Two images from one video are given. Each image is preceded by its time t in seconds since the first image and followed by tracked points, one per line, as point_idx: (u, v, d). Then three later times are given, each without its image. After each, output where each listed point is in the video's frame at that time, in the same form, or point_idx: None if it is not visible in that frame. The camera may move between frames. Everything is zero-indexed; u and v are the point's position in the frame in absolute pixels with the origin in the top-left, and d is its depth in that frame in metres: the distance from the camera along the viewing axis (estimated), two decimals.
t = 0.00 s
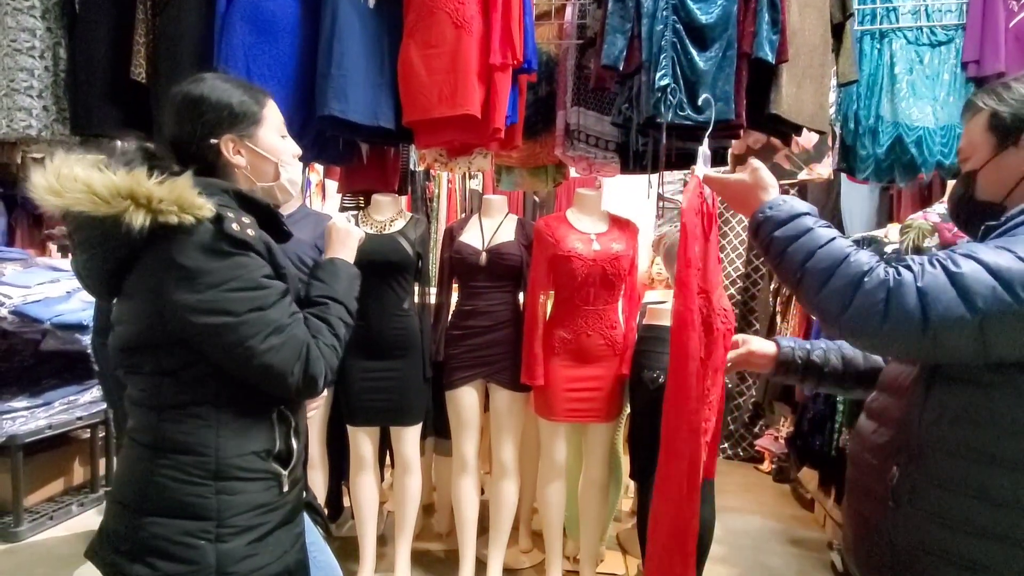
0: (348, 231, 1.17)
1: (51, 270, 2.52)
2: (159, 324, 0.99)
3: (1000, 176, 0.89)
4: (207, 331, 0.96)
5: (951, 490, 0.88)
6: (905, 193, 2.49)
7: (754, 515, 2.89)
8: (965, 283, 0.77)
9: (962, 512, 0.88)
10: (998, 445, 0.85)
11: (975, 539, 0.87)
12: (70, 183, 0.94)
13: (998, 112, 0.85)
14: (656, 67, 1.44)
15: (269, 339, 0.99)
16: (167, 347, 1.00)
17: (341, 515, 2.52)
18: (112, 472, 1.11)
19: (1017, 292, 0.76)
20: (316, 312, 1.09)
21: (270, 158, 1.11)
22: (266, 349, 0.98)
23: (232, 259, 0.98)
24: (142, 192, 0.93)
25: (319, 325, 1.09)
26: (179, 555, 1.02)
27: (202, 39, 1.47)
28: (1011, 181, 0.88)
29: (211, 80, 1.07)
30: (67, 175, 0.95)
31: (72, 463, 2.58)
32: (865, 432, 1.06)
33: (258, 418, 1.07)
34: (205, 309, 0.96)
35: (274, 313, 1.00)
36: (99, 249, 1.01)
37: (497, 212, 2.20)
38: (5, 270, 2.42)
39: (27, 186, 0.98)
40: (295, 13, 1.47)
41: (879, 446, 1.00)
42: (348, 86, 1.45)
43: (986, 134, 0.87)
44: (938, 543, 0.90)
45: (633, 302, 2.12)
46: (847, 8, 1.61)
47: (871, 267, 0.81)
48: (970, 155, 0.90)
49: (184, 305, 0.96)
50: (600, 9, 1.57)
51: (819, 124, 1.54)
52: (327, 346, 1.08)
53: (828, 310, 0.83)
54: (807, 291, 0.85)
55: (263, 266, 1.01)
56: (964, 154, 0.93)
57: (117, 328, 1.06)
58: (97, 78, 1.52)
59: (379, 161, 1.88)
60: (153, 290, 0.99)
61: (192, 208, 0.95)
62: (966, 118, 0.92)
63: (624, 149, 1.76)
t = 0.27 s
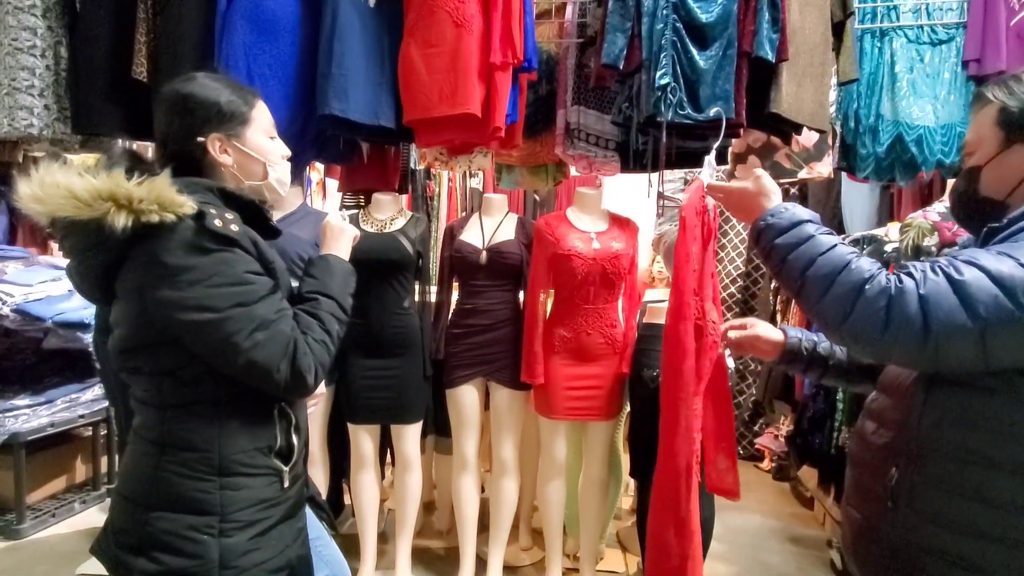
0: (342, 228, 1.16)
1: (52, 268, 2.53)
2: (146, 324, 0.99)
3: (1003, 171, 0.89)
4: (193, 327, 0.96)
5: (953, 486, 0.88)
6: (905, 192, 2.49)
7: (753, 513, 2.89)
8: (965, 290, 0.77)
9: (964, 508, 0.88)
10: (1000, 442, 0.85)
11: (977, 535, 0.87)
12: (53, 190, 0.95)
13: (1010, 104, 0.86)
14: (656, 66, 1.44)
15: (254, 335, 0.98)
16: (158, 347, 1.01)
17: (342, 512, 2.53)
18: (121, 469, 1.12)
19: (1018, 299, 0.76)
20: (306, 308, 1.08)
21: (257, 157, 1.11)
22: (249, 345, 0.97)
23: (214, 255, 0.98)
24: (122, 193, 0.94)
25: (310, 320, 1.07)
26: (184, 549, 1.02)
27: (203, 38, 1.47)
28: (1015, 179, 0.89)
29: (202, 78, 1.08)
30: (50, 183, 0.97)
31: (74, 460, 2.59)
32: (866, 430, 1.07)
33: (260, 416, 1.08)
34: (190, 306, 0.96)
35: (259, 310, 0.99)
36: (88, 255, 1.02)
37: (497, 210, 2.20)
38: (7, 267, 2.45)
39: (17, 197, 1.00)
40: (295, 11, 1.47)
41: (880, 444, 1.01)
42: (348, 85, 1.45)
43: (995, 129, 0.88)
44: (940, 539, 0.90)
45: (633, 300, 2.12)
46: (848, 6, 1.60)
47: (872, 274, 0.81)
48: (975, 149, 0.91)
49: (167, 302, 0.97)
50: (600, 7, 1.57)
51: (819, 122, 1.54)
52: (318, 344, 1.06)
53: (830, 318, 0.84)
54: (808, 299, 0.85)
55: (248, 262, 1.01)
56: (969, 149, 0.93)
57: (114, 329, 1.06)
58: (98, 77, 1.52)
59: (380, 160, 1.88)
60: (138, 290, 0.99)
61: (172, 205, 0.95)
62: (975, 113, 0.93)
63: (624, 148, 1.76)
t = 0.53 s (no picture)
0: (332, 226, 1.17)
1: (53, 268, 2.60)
2: (141, 324, 1.00)
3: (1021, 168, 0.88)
4: (179, 326, 0.96)
5: (953, 484, 0.88)
6: (905, 191, 2.49)
7: (753, 512, 2.90)
8: (970, 291, 0.77)
9: (964, 507, 0.88)
10: (1000, 442, 0.85)
11: (976, 533, 0.87)
12: (39, 196, 0.96)
13: None
14: (656, 65, 1.44)
15: (239, 334, 0.97)
16: (152, 347, 1.01)
17: (343, 511, 2.53)
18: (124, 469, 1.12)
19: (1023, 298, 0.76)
20: (294, 305, 1.07)
21: (245, 165, 1.11)
22: (236, 342, 0.97)
23: (200, 253, 0.98)
24: (106, 196, 0.95)
25: (297, 317, 1.06)
26: (194, 547, 1.03)
27: (203, 38, 1.47)
28: None
29: (202, 85, 1.10)
30: (35, 189, 0.98)
31: (76, 459, 2.60)
32: (865, 431, 1.07)
33: (262, 415, 1.08)
34: (176, 305, 0.95)
35: (246, 307, 0.99)
36: (81, 257, 1.03)
37: (497, 210, 2.21)
38: (8, 267, 2.49)
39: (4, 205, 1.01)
40: (295, 11, 1.47)
41: (880, 445, 1.01)
42: (348, 85, 1.45)
43: (1011, 127, 0.88)
44: (940, 536, 0.90)
45: (633, 300, 2.14)
46: (847, 6, 1.60)
47: (875, 277, 0.82)
48: (991, 145, 0.90)
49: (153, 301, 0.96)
50: (600, 7, 1.57)
51: (819, 122, 1.54)
52: (305, 340, 1.05)
53: (835, 323, 0.84)
54: (813, 304, 0.86)
55: (234, 259, 1.00)
56: (980, 147, 0.92)
57: (111, 330, 1.06)
58: (99, 77, 1.53)
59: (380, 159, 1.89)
60: (127, 290, 1.00)
61: (156, 206, 0.96)
62: (978, 107, 0.93)
63: (624, 148, 1.76)
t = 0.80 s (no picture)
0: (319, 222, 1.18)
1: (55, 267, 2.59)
2: (144, 321, 0.99)
3: None
4: (180, 324, 0.95)
5: (952, 480, 0.89)
6: (904, 190, 2.49)
7: (752, 510, 2.90)
8: (978, 287, 0.77)
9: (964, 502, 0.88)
10: (1000, 442, 0.85)
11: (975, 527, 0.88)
12: (37, 195, 0.96)
13: None
14: (654, 64, 1.44)
15: (245, 326, 0.98)
16: (153, 346, 1.01)
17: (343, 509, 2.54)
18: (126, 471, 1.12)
19: None
20: (295, 296, 1.09)
21: (229, 169, 1.10)
22: (244, 337, 0.97)
23: (201, 250, 0.98)
24: (105, 194, 0.95)
25: (300, 307, 1.08)
26: (209, 543, 1.03)
27: (202, 37, 1.47)
28: None
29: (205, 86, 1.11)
30: (32, 188, 0.97)
31: (77, 458, 2.61)
32: (865, 430, 1.07)
33: (263, 412, 1.09)
34: (176, 302, 0.95)
35: (250, 300, 0.99)
36: (78, 256, 1.02)
37: (496, 208, 2.21)
38: (9, 267, 2.49)
39: None
40: (295, 10, 1.47)
41: (880, 444, 1.01)
42: (347, 84, 1.45)
43: (1013, 130, 0.86)
44: (941, 530, 0.90)
45: (632, 298, 2.13)
46: (846, 4, 1.60)
47: (879, 278, 0.83)
48: (994, 151, 0.88)
49: (155, 300, 0.95)
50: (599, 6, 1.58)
51: (817, 120, 1.54)
52: (305, 329, 1.07)
53: (843, 325, 0.85)
54: (821, 306, 0.87)
55: (234, 254, 1.01)
56: (979, 153, 0.91)
57: (110, 330, 1.05)
58: (98, 77, 1.53)
59: (379, 158, 1.90)
60: (126, 287, 0.99)
61: (156, 204, 0.96)
62: (967, 110, 0.92)
63: (623, 146, 1.77)
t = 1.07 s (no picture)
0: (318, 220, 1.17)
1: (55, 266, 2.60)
2: (152, 321, 0.99)
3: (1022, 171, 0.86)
4: (189, 324, 0.97)
5: (946, 484, 0.89)
6: (902, 187, 2.50)
7: (751, 507, 2.91)
8: (999, 368, 0.72)
9: (957, 507, 0.88)
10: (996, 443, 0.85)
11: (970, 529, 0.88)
12: (41, 198, 0.95)
13: (1021, 99, 0.84)
14: (653, 62, 1.44)
15: (257, 322, 1.00)
16: (159, 345, 1.01)
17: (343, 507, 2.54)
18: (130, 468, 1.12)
19: None
20: (300, 292, 1.12)
21: (227, 173, 1.10)
22: (257, 332, 1.00)
23: (209, 250, 0.99)
24: (112, 196, 0.95)
25: (305, 302, 1.11)
26: (225, 536, 1.04)
27: (202, 36, 1.48)
28: None
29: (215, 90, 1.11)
30: (35, 191, 0.96)
31: (77, 457, 2.62)
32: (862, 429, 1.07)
33: (263, 412, 1.09)
34: (186, 302, 0.96)
35: (257, 297, 1.01)
36: (77, 259, 1.01)
37: (496, 207, 2.21)
38: (9, 267, 2.49)
39: None
40: (294, 9, 1.47)
41: (876, 444, 1.01)
42: (347, 83, 1.46)
43: (1004, 126, 0.86)
44: (936, 532, 0.91)
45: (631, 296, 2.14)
46: (845, 2, 1.60)
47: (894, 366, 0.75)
48: (986, 150, 0.88)
49: (165, 301, 0.96)
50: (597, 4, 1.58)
51: (816, 118, 1.54)
52: (311, 325, 1.09)
53: (859, 415, 0.77)
54: (825, 401, 0.79)
55: (242, 254, 1.03)
56: (970, 150, 0.90)
57: (112, 330, 1.05)
58: (98, 76, 1.53)
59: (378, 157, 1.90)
60: (132, 287, 0.99)
61: (164, 204, 0.96)
62: (959, 104, 0.91)
63: (621, 145, 1.77)
